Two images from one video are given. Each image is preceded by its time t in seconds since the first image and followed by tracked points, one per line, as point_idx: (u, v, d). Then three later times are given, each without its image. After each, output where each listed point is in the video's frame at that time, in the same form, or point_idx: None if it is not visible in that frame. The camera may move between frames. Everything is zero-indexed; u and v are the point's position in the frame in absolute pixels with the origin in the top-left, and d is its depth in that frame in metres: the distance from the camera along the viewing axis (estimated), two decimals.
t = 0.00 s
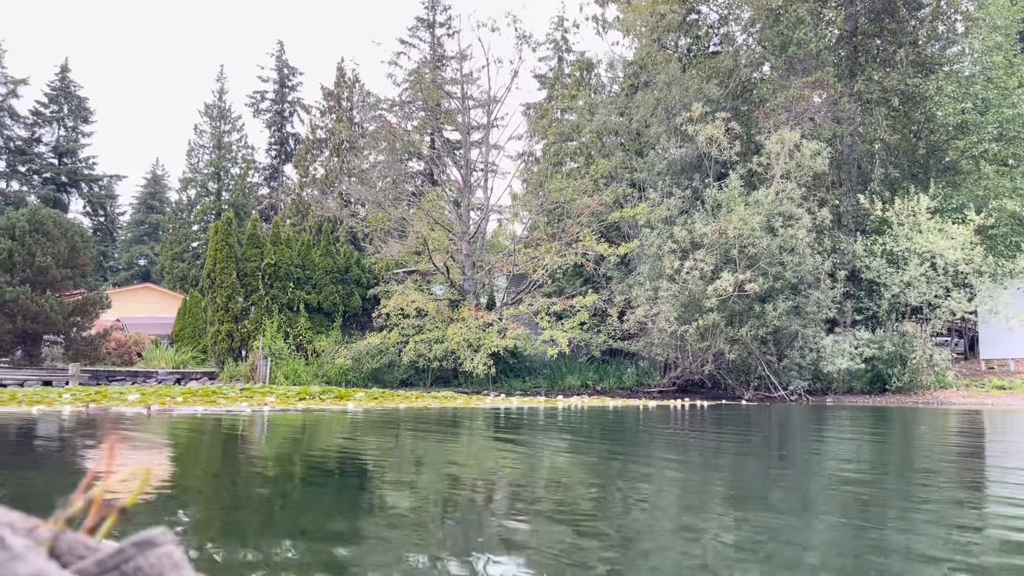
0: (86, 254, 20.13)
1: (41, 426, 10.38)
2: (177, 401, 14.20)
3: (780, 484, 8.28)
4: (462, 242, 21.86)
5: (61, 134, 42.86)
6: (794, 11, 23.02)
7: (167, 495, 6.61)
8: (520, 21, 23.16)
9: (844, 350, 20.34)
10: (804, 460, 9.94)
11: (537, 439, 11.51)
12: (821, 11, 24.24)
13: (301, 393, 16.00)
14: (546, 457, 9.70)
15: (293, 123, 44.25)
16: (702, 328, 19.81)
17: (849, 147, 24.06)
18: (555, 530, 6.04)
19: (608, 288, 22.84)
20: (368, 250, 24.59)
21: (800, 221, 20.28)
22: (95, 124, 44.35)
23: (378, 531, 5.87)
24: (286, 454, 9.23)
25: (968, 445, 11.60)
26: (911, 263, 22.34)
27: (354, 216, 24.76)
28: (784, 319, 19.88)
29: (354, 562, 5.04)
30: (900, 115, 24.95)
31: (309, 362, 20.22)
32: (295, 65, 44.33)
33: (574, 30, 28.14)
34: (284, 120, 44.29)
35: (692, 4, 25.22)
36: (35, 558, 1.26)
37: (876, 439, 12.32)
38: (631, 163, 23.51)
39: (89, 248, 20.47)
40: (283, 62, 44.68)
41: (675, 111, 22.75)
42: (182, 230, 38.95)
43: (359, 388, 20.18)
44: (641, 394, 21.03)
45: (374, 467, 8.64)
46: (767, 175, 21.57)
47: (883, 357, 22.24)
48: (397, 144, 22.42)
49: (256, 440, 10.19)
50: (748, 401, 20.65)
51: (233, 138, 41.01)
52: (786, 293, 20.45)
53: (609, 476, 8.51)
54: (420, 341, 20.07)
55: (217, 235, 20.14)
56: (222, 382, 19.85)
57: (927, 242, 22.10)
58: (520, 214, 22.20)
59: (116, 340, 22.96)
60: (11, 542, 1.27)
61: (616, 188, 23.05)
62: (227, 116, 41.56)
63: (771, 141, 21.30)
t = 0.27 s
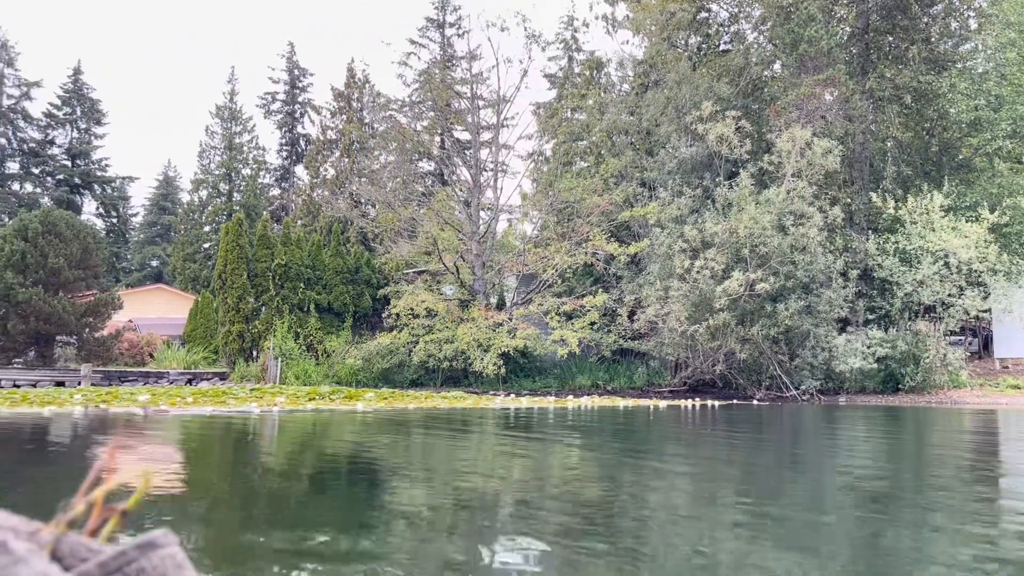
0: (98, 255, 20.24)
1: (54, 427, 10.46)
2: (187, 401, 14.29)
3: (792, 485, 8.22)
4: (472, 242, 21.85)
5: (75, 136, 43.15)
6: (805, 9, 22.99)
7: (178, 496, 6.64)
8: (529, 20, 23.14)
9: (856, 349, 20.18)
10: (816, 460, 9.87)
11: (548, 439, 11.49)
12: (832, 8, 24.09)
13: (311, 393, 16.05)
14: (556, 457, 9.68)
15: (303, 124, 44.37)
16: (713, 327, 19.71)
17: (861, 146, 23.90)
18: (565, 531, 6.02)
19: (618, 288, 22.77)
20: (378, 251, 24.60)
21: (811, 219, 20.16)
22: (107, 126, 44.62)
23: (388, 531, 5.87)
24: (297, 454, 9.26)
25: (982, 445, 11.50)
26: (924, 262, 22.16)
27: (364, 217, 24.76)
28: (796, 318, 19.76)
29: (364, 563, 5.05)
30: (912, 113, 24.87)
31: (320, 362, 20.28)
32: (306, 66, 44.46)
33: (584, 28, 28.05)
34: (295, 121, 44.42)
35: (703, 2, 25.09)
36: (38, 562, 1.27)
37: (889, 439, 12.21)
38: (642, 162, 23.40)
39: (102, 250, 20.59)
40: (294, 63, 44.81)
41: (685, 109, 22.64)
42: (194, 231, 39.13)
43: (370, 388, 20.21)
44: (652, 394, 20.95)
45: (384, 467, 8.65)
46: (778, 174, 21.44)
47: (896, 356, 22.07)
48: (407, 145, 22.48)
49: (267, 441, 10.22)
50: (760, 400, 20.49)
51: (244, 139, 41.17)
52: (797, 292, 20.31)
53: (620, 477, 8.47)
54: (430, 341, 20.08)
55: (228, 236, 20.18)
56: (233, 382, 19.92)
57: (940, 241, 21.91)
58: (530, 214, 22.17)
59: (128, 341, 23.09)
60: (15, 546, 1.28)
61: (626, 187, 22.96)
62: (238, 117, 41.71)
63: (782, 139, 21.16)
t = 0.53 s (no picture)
0: (109, 256, 20.35)
1: (66, 427, 10.54)
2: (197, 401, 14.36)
3: (803, 485, 8.16)
4: (481, 241, 21.84)
5: (87, 138, 43.43)
6: (815, 6, 23.00)
7: (189, 496, 6.66)
8: (538, 19, 23.10)
9: (868, 348, 20.14)
10: (828, 460, 9.81)
11: (558, 439, 11.46)
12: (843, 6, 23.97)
13: (320, 393, 16.08)
14: (566, 457, 9.65)
15: (313, 124, 44.49)
16: (724, 327, 19.62)
17: (873, 143, 23.77)
18: (574, 531, 5.99)
19: (627, 287, 22.70)
20: (388, 251, 24.64)
21: (822, 217, 20.05)
22: (119, 128, 44.91)
23: (397, 531, 5.86)
24: (307, 454, 9.27)
25: (996, 444, 11.40)
26: (937, 260, 22.00)
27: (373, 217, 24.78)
28: (807, 317, 19.64)
29: (372, 563, 5.04)
30: (925, 110, 24.72)
31: (330, 362, 20.31)
32: (316, 67, 44.60)
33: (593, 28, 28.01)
34: (305, 122, 44.57)
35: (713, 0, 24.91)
36: (38, 560, 1.31)
37: (903, 439, 12.11)
38: (651, 160, 23.33)
39: (113, 251, 20.71)
40: (304, 64, 44.94)
41: (695, 107, 22.53)
42: (205, 231, 39.32)
43: (380, 388, 20.23)
44: (662, 394, 20.87)
45: (394, 467, 8.65)
46: (789, 172, 21.34)
47: (908, 355, 21.92)
48: (417, 145, 22.51)
49: (277, 440, 10.25)
50: (771, 400, 20.41)
51: (254, 140, 41.35)
52: (808, 291, 20.20)
53: (630, 476, 8.44)
54: (439, 341, 20.10)
55: (238, 236, 20.23)
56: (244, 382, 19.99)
57: (952, 239, 21.74)
58: (539, 213, 22.13)
59: (140, 341, 23.22)
60: (16, 545, 1.32)
61: (635, 186, 22.89)
62: (248, 118, 41.89)
63: (793, 137, 21.05)
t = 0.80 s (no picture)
0: (121, 256, 20.48)
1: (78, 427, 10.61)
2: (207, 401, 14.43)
3: (815, 485, 8.10)
4: (490, 241, 21.84)
5: (99, 139, 43.72)
6: (826, 3, 22.98)
7: (199, 496, 6.69)
8: (547, 18, 23.07)
9: (881, 347, 20.17)
10: (840, 460, 9.75)
11: (567, 439, 11.46)
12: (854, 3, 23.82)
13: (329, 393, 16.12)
14: (576, 458, 9.62)
15: (324, 125, 44.63)
16: (734, 327, 19.53)
17: (885, 141, 23.62)
18: (584, 531, 5.96)
19: (637, 287, 22.63)
20: (399, 251, 24.66)
21: (833, 216, 19.95)
22: (130, 129, 45.18)
23: (408, 531, 5.87)
24: (317, 454, 9.32)
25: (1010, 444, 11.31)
26: (949, 258, 21.84)
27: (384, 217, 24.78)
28: (818, 316, 19.53)
29: (381, 563, 5.02)
30: (937, 108, 24.57)
31: (340, 362, 20.36)
32: (326, 67, 44.72)
33: (603, 27, 27.94)
34: (316, 123, 44.69)
35: None
36: (38, 560, 1.35)
37: (916, 439, 12.02)
38: (661, 159, 23.25)
39: (125, 252, 20.84)
40: (314, 65, 45.08)
41: (705, 106, 22.44)
42: (216, 232, 39.49)
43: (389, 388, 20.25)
44: (672, 394, 20.80)
45: (403, 467, 8.66)
46: (800, 170, 21.23)
47: (921, 355, 21.76)
48: (426, 145, 22.55)
49: (287, 440, 10.29)
50: (783, 399, 20.32)
51: (265, 140, 41.51)
52: (820, 290, 20.10)
53: (639, 477, 8.40)
54: (449, 341, 20.12)
55: (248, 237, 20.27)
56: (254, 382, 20.06)
57: (965, 237, 21.59)
58: (549, 213, 22.11)
59: (151, 342, 23.36)
60: (16, 544, 1.36)
61: (645, 186, 22.81)
62: (258, 119, 42.05)
63: (803, 135, 20.95)
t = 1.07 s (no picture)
0: (132, 257, 20.59)
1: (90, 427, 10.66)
2: (217, 401, 14.47)
3: (828, 486, 8.03)
4: (500, 241, 21.83)
5: (111, 140, 44.03)
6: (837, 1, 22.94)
7: (209, 496, 6.70)
8: (557, 17, 23.05)
9: (894, 347, 20.01)
10: (853, 460, 9.67)
11: (577, 439, 11.41)
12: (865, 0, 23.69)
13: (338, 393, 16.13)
14: (585, 458, 9.59)
15: (334, 125, 44.75)
16: (744, 326, 19.44)
17: (897, 139, 23.48)
18: (595, 532, 5.91)
19: (647, 286, 22.57)
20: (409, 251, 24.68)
21: (845, 215, 19.83)
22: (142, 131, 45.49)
23: (417, 531, 5.85)
24: (327, 453, 9.32)
25: None
26: (962, 257, 21.67)
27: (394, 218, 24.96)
28: (829, 316, 19.41)
29: (392, 565, 4.99)
30: (950, 106, 24.43)
31: (350, 362, 20.39)
32: (336, 68, 44.84)
33: (613, 26, 27.88)
34: (326, 124, 44.82)
35: None
36: (36, 555, 1.31)
37: (929, 439, 11.93)
38: (671, 159, 23.17)
39: (136, 252, 20.94)
40: (324, 65, 45.23)
41: (715, 105, 22.34)
42: (227, 233, 39.68)
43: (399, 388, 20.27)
44: (682, 394, 20.73)
45: (413, 467, 8.65)
46: (811, 169, 21.11)
47: (934, 355, 21.59)
48: (436, 145, 22.60)
49: (297, 440, 10.30)
50: (794, 399, 20.21)
51: (275, 141, 41.68)
52: (831, 289, 19.98)
53: (650, 477, 8.35)
54: (458, 341, 20.13)
55: (258, 237, 20.31)
56: (265, 382, 20.13)
57: (978, 235, 21.41)
58: (558, 212, 22.08)
59: (162, 342, 23.49)
60: (14, 538, 1.32)
61: (655, 185, 22.73)
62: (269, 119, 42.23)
63: (814, 134, 20.84)
